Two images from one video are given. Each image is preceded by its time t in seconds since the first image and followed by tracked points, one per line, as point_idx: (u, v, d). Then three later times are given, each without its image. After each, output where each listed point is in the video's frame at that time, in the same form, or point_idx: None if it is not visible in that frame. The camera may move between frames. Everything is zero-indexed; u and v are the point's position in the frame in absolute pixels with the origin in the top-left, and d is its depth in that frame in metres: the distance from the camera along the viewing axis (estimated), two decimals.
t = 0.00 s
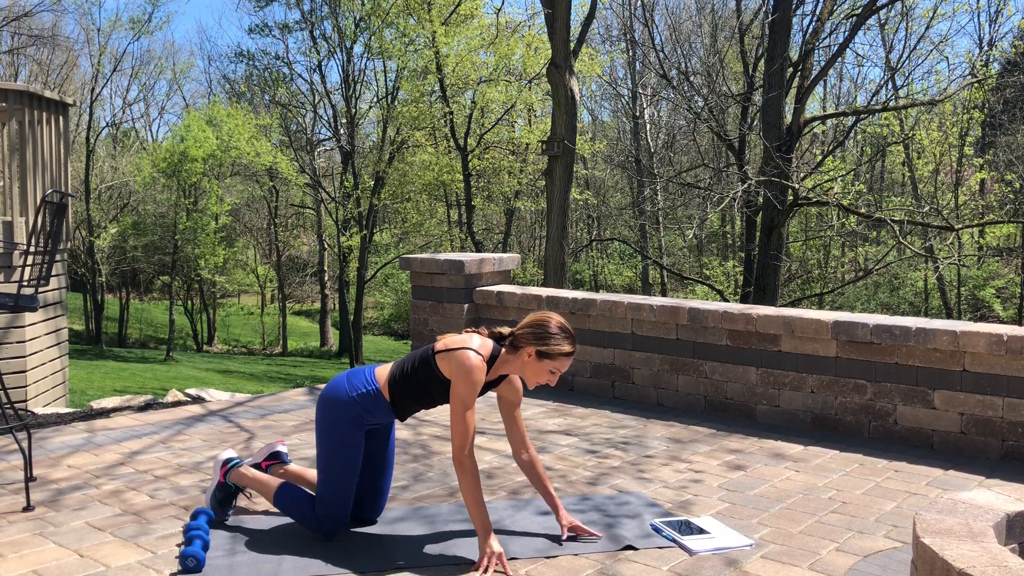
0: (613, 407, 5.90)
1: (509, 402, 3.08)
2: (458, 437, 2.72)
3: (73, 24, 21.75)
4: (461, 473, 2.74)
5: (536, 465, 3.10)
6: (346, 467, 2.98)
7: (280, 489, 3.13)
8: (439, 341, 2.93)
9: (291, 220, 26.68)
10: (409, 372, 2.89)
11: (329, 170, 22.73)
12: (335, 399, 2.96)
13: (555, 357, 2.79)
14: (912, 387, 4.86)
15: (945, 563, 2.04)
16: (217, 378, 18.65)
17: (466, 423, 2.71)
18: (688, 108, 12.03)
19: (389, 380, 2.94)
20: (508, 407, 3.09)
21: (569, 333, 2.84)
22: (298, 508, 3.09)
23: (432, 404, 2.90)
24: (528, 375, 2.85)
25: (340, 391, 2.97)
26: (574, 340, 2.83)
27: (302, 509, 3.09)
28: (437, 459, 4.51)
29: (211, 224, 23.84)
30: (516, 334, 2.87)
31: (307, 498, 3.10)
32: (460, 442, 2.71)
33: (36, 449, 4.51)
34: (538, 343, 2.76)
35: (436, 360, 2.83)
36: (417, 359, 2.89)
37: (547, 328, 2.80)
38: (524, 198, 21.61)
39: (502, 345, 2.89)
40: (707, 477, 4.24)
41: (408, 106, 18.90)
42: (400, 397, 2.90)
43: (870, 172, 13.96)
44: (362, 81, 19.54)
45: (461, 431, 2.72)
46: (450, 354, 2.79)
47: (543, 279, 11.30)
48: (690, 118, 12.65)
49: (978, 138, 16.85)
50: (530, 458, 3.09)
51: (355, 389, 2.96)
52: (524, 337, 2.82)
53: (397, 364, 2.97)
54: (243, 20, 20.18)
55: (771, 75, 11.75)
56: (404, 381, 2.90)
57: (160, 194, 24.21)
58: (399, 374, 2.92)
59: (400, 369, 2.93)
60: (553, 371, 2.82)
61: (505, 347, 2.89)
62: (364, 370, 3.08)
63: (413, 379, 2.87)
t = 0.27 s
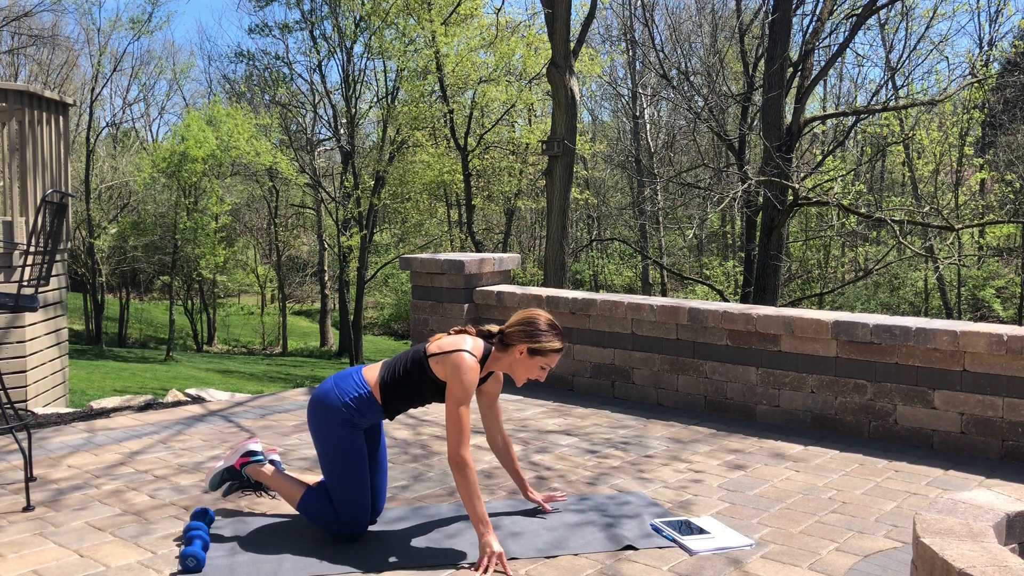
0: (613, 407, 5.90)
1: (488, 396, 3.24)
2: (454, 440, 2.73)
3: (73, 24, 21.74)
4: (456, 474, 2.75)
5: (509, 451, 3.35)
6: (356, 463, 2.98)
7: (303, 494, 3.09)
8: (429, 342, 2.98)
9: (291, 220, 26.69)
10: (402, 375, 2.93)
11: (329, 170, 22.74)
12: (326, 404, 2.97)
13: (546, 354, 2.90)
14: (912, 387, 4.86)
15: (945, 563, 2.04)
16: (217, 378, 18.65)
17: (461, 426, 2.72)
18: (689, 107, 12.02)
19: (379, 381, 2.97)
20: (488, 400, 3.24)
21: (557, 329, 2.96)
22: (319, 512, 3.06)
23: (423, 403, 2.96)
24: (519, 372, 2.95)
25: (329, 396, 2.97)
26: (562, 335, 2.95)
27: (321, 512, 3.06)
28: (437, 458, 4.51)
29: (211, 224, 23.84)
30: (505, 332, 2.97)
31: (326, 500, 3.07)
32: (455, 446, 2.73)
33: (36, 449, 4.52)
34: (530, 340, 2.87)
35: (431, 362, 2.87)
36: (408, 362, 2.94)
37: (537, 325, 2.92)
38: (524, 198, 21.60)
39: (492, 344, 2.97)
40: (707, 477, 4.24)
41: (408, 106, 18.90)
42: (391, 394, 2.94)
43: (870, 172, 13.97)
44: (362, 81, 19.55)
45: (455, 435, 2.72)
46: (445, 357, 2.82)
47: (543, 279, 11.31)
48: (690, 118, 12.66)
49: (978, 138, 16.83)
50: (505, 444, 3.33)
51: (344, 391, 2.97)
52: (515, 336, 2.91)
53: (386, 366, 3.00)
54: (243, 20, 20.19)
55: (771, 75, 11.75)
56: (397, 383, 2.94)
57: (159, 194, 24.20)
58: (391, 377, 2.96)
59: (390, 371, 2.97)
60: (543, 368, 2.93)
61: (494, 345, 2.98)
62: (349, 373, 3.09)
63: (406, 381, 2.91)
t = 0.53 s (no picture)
0: (613, 407, 5.91)
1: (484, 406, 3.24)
2: (451, 442, 2.78)
3: (73, 25, 21.74)
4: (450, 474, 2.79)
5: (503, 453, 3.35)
6: (354, 467, 2.98)
7: (298, 501, 3.07)
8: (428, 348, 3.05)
9: (291, 220, 26.70)
10: (401, 379, 2.97)
11: (329, 170, 22.73)
12: (321, 407, 2.95)
13: (540, 355, 2.99)
14: (912, 387, 4.86)
15: (945, 563, 2.04)
16: (217, 378, 18.65)
17: (457, 427, 2.78)
18: (689, 107, 12.02)
19: (377, 384, 2.99)
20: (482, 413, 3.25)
21: (548, 330, 3.04)
22: (318, 517, 3.05)
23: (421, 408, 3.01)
24: (514, 373, 3.03)
25: (324, 399, 2.96)
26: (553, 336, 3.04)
27: (319, 518, 3.05)
28: (437, 459, 4.51)
29: (211, 224, 23.84)
30: (498, 335, 3.04)
31: (323, 506, 3.06)
32: (449, 446, 2.77)
33: (37, 449, 4.52)
34: (525, 341, 2.96)
35: (432, 368, 2.94)
36: (408, 368, 2.98)
37: (530, 327, 3.00)
38: (524, 198, 21.60)
39: (487, 347, 3.04)
40: (707, 477, 4.23)
41: (408, 106, 18.92)
42: (390, 396, 2.97)
43: (870, 172, 13.98)
44: (362, 81, 19.56)
45: (452, 437, 2.78)
46: (450, 364, 2.91)
47: (544, 279, 11.31)
48: (690, 119, 12.66)
49: (978, 138, 16.83)
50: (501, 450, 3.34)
51: (339, 394, 2.96)
52: (510, 338, 2.99)
53: (382, 370, 3.03)
54: (243, 20, 20.20)
55: (771, 75, 11.75)
56: (396, 387, 2.97)
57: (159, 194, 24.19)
58: (389, 381, 2.98)
59: (388, 375, 3.00)
60: (537, 368, 3.02)
61: (489, 349, 3.05)
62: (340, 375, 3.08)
63: (405, 386, 2.96)
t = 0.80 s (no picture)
0: (613, 407, 5.91)
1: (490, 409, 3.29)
2: (497, 454, 2.92)
3: (73, 25, 21.75)
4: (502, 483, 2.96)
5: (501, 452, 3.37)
6: (360, 469, 2.98)
7: (298, 504, 3.05)
8: (442, 354, 3.07)
9: (291, 220, 26.70)
10: (418, 384, 3.00)
11: (329, 169, 22.73)
12: (330, 407, 2.93)
13: (553, 360, 3.08)
14: (912, 387, 4.86)
15: (945, 562, 2.04)
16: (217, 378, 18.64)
17: (503, 440, 2.91)
18: (689, 107, 12.02)
19: (390, 387, 3.00)
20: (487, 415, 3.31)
21: (559, 335, 3.13)
22: (318, 520, 3.05)
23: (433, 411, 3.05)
24: (526, 378, 3.11)
25: (335, 399, 2.94)
26: (564, 340, 3.13)
27: (321, 519, 3.06)
28: (437, 459, 4.51)
29: (211, 224, 23.83)
30: (512, 341, 3.10)
31: (324, 508, 3.06)
32: (502, 458, 2.91)
33: (37, 449, 4.52)
34: (541, 349, 3.04)
35: (451, 378, 2.98)
36: (426, 376, 3.01)
37: (543, 333, 3.08)
38: (524, 198, 21.59)
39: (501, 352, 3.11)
40: (706, 477, 4.23)
41: (408, 106, 18.93)
42: (402, 399, 2.99)
43: (870, 172, 13.98)
44: (362, 81, 19.57)
45: (498, 449, 2.91)
46: (471, 376, 2.95)
47: (544, 279, 11.31)
48: (690, 119, 12.66)
49: (978, 138, 16.84)
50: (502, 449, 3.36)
51: (350, 395, 2.95)
52: (525, 345, 3.06)
53: (395, 373, 3.04)
54: (243, 20, 20.21)
55: (771, 75, 11.76)
56: (412, 391, 3.00)
57: (159, 194, 24.18)
58: (404, 386, 3.00)
59: (405, 380, 3.01)
60: (549, 372, 3.12)
61: (501, 354, 3.11)
62: (348, 376, 3.06)
63: (423, 392, 2.99)
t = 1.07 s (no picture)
0: (613, 407, 5.91)
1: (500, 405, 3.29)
2: (518, 455, 2.93)
3: (73, 25, 21.75)
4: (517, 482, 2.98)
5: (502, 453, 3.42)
6: (375, 475, 2.97)
7: (301, 507, 3.02)
8: (469, 356, 3.07)
9: (291, 220, 26.71)
10: (447, 389, 2.98)
11: (329, 169, 22.73)
12: (359, 408, 2.90)
13: (576, 363, 3.06)
14: (912, 387, 4.86)
15: (946, 563, 2.04)
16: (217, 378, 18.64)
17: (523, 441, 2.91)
18: (689, 107, 12.02)
19: (420, 391, 2.98)
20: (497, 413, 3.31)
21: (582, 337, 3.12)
22: (321, 521, 3.04)
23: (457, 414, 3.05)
24: (548, 379, 3.09)
25: (364, 400, 2.91)
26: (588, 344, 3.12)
27: (323, 520, 3.05)
28: (437, 459, 4.51)
29: (211, 224, 23.83)
30: (536, 342, 3.10)
31: (328, 509, 3.06)
32: (519, 459, 2.93)
33: (37, 449, 4.52)
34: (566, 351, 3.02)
35: (479, 379, 2.98)
36: (454, 379, 3.00)
37: (567, 334, 3.07)
38: (524, 198, 21.59)
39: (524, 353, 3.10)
40: (706, 477, 4.23)
41: (408, 106, 18.95)
42: (431, 405, 2.98)
43: (870, 172, 13.97)
44: (362, 81, 19.58)
45: (519, 449, 2.92)
46: (499, 376, 2.95)
47: (544, 279, 11.31)
48: (690, 118, 12.66)
49: (978, 138, 16.84)
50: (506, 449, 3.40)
51: (379, 398, 2.93)
52: (549, 347, 3.05)
53: (424, 377, 3.02)
54: (243, 20, 20.22)
55: (771, 75, 11.76)
56: (441, 396, 2.98)
57: (159, 194, 24.19)
58: (433, 390, 2.98)
59: (433, 385, 2.99)
60: (570, 375, 3.10)
61: (526, 353, 3.10)
62: (375, 377, 3.03)
63: (452, 396, 2.98)
